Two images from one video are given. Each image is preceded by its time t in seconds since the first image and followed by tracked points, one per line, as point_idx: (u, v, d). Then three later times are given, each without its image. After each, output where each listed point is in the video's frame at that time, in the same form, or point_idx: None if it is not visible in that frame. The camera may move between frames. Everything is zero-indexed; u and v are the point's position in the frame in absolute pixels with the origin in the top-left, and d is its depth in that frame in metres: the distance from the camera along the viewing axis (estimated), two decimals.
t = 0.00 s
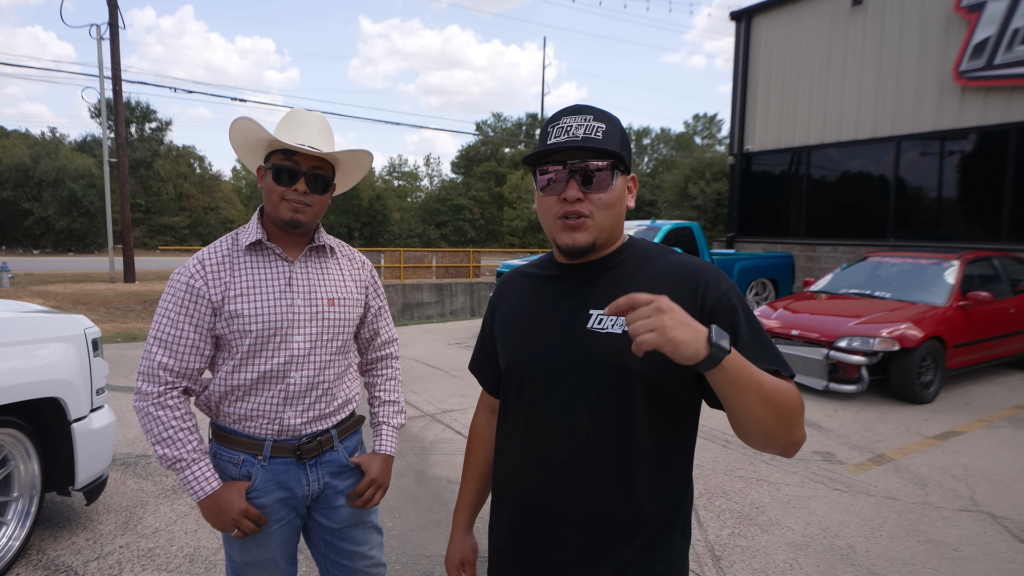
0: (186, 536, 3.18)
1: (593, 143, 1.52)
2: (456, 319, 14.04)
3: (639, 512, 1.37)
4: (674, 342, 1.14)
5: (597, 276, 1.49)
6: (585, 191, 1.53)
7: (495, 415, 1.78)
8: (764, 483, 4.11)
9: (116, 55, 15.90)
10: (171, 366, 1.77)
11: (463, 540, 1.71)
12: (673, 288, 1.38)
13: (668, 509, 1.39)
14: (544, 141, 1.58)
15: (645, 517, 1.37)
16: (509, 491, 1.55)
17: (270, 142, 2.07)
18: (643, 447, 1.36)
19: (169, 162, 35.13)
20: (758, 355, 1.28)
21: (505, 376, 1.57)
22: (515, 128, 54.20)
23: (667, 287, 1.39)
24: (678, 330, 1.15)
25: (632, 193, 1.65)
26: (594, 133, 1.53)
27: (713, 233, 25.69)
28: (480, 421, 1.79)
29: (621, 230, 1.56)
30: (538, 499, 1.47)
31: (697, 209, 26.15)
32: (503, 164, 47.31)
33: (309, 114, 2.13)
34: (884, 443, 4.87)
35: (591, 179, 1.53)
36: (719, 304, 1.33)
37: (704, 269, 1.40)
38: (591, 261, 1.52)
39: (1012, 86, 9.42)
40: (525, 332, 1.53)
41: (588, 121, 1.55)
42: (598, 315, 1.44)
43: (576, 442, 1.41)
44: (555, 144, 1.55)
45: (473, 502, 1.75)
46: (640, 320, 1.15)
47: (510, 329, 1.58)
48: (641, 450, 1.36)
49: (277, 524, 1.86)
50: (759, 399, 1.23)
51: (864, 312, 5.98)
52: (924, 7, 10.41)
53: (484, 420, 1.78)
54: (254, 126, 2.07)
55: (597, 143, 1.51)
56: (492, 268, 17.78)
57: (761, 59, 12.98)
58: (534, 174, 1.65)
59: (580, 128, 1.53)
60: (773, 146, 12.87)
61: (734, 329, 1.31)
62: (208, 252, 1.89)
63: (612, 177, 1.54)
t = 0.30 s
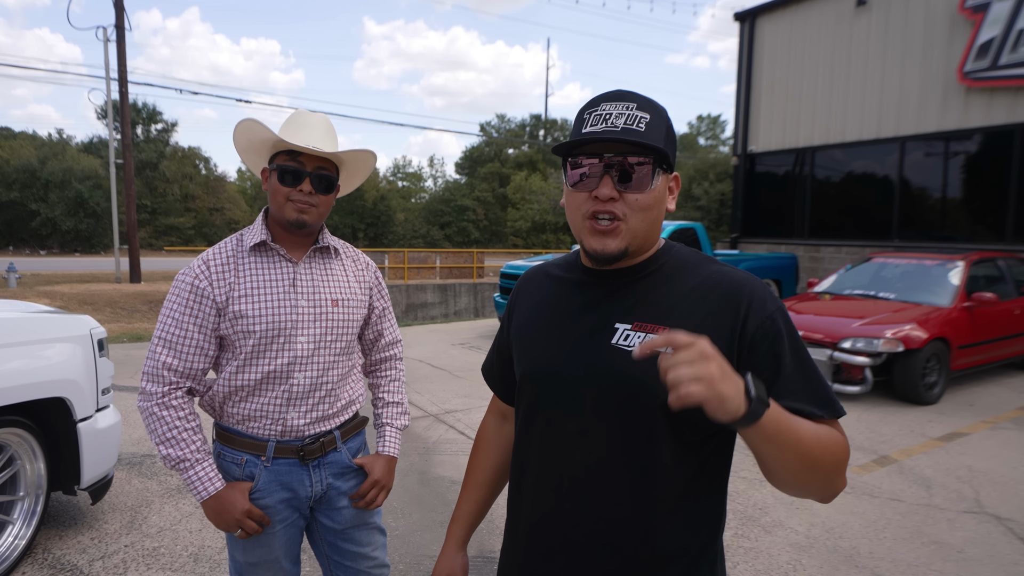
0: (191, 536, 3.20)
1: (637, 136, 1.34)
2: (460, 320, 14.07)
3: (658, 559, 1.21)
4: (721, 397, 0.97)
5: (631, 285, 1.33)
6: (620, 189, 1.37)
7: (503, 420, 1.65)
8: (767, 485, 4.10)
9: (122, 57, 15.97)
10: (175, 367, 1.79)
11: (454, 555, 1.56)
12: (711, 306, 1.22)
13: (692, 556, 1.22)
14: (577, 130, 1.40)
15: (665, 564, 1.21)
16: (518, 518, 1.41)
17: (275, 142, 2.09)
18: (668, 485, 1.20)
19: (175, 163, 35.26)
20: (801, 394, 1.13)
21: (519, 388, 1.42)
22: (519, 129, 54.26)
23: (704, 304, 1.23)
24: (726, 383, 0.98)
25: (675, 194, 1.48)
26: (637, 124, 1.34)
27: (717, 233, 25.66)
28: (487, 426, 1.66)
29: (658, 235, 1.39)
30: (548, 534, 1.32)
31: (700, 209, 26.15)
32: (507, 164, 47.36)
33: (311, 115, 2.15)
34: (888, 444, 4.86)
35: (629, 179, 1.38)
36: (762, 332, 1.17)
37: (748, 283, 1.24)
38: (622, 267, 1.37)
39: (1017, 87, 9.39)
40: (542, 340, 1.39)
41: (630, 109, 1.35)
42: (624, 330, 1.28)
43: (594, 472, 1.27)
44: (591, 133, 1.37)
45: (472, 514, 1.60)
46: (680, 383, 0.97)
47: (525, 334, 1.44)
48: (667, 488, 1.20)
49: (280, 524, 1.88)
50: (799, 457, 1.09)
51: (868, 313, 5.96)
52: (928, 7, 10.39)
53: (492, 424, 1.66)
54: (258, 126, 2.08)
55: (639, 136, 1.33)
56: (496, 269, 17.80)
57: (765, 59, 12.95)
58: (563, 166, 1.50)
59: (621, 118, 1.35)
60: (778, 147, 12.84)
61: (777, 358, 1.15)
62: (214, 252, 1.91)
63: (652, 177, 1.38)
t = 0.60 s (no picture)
0: (193, 536, 3.20)
1: (669, 137, 1.21)
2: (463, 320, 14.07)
3: None
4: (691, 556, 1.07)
5: (657, 296, 1.25)
6: (646, 194, 1.25)
7: (523, 423, 1.56)
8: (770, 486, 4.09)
9: (126, 58, 16.02)
10: (178, 367, 1.79)
11: (470, 567, 1.44)
12: (744, 322, 1.17)
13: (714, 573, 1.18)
14: (602, 123, 1.27)
15: None
16: (530, 538, 1.32)
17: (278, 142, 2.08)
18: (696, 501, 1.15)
19: (179, 164, 35.36)
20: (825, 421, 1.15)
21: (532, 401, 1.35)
22: (522, 130, 54.27)
23: (733, 318, 1.18)
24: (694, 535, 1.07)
25: (707, 195, 1.35)
26: (669, 123, 1.21)
27: (721, 234, 25.61)
28: (504, 428, 1.57)
29: (683, 242, 1.28)
30: (564, 559, 1.25)
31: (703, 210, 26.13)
32: (510, 165, 47.40)
33: (311, 114, 2.15)
34: (892, 446, 4.84)
35: (655, 183, 1.25)
36: (800, 350, 1.15)
37: (784, 294, 1.19)
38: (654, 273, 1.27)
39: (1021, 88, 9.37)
40: (559, 349, 1.31)
41: (664, 103, 1.21)
42: (647, 344, 1.21)
43: (618, 497, 1.18)
44: (616, 129, 1.25)
45: (488, 524, 1.49)
46: (644, 525, 1.08)
47: (538, 342, 1.36)
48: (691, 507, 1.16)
49: (283, 525, 1.88)
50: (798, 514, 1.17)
51: (872, 314, 5.94)
52: (932, 8, 10.36)
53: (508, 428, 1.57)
54: (260, 127, 2.08)
55: (671, 137, 1.21)
56: (498, 269, 17.80)
57: (769, 60, 12.92)
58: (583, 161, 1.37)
59: (651, 114, 1.22)
60: (781, 148, 12.81)
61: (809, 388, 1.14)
62: (218, 252, 1.91)
63: (684, 181, 1.25)
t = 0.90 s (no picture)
0: (196, 537, 3.19)
1: (691, 143, 1.18)
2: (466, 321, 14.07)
3: None
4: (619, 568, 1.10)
5: (682, 304, 1.22)
6: (664, 202, 1.22)
7: (521, 435, 1.54)
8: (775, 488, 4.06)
9: (131, 59, 16.07)
10: (182, 368, 1.78)
11: None
12: (763, 330, 1.15)
13: None
14: (617, 127, 1.24)
15: None
16: (545, 547, 1.33)
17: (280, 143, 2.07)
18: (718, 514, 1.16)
19: (183, 165, 35.45)
20: (834, 446, 1.07)
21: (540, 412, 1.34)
22: (526, 130, 54.29)
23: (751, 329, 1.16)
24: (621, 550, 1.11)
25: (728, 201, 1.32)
26: (691, 127, 1.18)
27: (725, 234, 25.55)
28: (502, 443, 1.55)
29: (705, 251, 1.25)
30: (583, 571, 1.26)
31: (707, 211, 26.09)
32: (513, 166, 47.45)
33: (313, 114, 2.13)
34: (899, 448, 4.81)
35: (674, 189, 1.22)
36: (811, 362, 1.10)
37: (805, 298, 1.17)
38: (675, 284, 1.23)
39: None
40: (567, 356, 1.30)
41: (688, 107, 1.17)
42: (668, 359, 1.18)
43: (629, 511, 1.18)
44: (632, 134, 1.22)
45: (495, 543, 1.47)
46: (583, 535, 1.16)
47: (548, 347, 1.35)
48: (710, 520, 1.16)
49: (288, 526, 1.86)
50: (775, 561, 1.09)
51: (878, 315, 5.91)
52: (939, 7, 10.31)
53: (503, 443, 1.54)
54: (264, 129, 2.07)
55: (692, 143, 1.18)
56: (502, 270, 17.80)
57: (774, 60, 12.88)
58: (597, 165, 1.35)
59: (670, 117, 1.18)
60: (786, 148, 12.76)
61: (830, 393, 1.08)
62: (221, 253, 1.90)
63: (705, 190, 1.22)
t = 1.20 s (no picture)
0: (199, 535, 3.21)
1: (689, 147, 1.18)
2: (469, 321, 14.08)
3: None
4: None
5: (683, 316, 1.22)
6: (661, 209, 1.21)
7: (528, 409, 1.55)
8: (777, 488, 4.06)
9: (136, 60, 16.12)
10: (186, 366, 1.79)
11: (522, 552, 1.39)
12: (769, 346, 1.16)
13: None
14: (614, 129, 1.24)
15: None
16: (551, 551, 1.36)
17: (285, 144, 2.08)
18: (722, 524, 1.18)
19: (187, 165, 35.54)
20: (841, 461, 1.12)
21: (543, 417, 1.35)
22: (529, 131, 54.31)
23: (754, 338, 1.17)
24: None
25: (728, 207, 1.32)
26: (689, 131, 1.18)
27: (729, 235, 25.53)
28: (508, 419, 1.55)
29: (703, 259, 1.24)
30: None
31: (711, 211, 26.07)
32: (516, 166, 47.48)
33: (319, 115, 2.15)
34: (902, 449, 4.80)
35: (675, 193, 1.21)
36: (821, 379, 1.12)
37: (813, 313, 1.16)
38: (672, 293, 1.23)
39: None
40: (566, 357, 1.30)
41: (685, 109, 1.17)
42: (668, 372, 1.19)
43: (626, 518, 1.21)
44: (629, 138, 1.22)
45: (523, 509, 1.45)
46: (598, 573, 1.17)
47: (550, 345, 1.34)
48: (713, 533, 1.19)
49: (290, 525, 1.87)
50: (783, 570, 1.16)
51: (881, 316, 5.90)
52: (942, 7, 10.28)
53: (513, 418, 1.54)
54: (267, 130, 2.08)
55: (691, 147, 1.18)
56: (505, 270, 17.80)
57: (776, 61, 12.87)
58: (594, 169, 1.34)
59: (668, 121, 1.18)
60: (789, 149, 12.74)
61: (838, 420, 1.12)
62: (226, 252, 1.91)
63: (703, 199, 1.21)
